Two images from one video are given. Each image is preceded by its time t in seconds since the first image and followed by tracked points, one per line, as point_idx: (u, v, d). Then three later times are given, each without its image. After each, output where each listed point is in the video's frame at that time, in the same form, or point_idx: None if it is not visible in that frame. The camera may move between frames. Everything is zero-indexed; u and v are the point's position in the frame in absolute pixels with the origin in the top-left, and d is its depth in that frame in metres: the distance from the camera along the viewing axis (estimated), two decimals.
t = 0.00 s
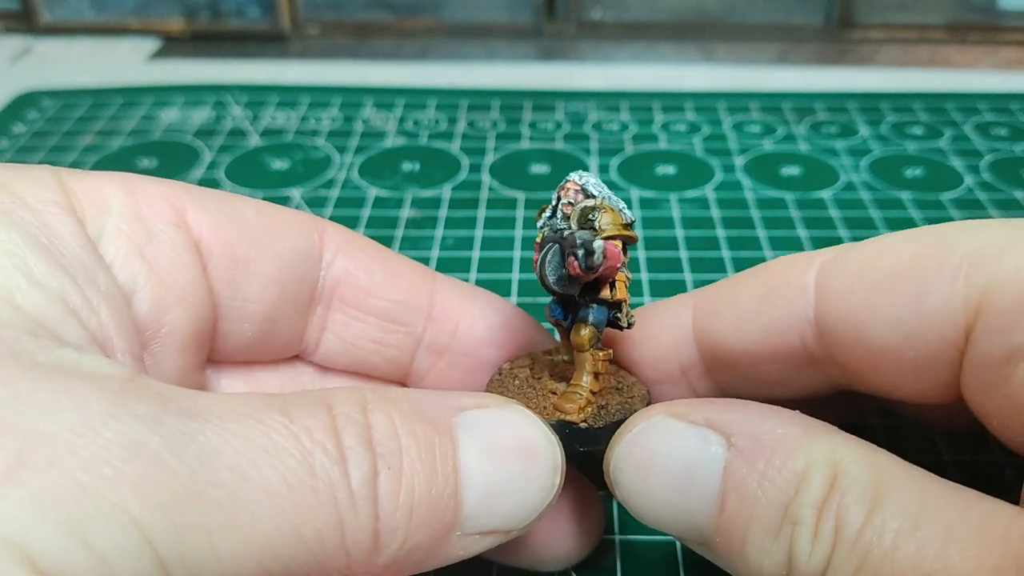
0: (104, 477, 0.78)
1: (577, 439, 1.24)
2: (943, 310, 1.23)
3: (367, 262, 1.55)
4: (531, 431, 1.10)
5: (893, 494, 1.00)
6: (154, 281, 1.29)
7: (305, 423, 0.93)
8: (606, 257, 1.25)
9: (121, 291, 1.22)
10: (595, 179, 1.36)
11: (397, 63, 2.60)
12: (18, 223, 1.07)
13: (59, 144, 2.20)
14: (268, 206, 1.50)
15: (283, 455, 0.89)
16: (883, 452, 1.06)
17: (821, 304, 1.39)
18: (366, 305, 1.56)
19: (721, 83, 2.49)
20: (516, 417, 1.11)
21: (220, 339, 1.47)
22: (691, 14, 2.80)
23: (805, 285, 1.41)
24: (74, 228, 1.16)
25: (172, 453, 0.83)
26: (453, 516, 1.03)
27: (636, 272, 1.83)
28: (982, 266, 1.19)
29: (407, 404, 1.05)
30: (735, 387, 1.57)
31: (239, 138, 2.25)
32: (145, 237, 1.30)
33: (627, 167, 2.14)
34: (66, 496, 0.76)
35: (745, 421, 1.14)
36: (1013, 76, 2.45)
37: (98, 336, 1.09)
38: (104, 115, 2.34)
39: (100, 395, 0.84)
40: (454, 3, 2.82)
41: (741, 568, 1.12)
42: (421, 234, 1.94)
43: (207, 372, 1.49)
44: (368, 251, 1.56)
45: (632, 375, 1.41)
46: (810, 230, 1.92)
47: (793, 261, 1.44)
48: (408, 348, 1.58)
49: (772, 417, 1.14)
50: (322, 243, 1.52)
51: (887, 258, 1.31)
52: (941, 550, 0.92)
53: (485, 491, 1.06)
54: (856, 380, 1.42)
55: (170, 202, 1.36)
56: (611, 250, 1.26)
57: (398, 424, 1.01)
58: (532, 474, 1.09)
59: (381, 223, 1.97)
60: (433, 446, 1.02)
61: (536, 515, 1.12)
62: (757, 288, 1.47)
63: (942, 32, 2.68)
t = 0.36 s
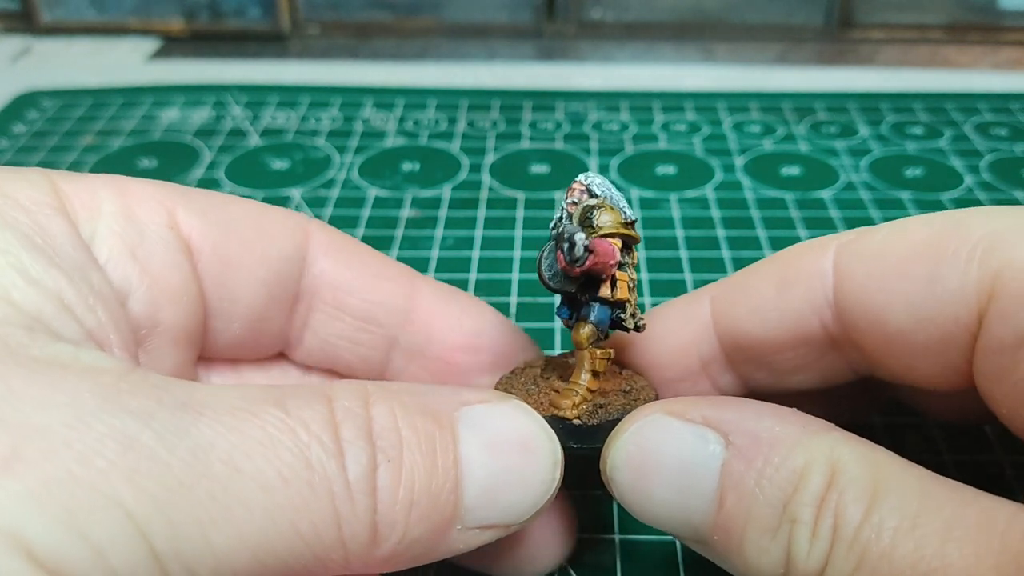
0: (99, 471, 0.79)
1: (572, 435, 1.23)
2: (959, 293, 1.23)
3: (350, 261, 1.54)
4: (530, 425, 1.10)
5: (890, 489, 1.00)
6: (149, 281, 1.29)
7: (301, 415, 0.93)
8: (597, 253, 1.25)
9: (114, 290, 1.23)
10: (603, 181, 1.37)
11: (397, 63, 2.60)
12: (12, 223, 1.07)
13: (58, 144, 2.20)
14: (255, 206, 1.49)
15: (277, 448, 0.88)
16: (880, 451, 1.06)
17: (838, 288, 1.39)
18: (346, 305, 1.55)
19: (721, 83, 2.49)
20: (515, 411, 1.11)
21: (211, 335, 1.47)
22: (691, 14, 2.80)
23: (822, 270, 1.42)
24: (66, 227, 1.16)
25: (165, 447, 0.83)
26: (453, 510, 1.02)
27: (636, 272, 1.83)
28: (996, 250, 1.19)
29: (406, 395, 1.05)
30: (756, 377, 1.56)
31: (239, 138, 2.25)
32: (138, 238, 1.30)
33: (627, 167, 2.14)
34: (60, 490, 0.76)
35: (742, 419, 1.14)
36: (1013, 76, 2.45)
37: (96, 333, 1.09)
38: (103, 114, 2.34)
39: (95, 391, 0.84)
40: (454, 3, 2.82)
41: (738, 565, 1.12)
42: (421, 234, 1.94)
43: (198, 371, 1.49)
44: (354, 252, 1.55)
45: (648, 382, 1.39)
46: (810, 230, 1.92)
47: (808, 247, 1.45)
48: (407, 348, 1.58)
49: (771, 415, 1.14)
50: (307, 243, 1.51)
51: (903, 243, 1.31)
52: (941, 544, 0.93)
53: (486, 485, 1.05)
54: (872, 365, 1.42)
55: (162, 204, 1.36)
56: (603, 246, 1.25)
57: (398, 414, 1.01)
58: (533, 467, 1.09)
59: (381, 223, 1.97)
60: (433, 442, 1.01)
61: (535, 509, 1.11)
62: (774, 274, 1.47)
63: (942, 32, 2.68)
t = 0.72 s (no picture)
0: (100, 473, 0.79)
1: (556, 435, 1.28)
2: (967, 274, 1.23)
3: (351, 267, 1.55)
4: (538, 429, 1.10)
5: (875, 480, 1.00)
6: (148, 283, 1.29)
7: (306, 419, 0.92)
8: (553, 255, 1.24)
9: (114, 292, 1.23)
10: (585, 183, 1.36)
11: (397, 63, 2.60)
12: (12, 224, 1.07)
13: (59, 145, 2.20)
14: (255, 211, 1.49)
15: (282, 450, 0.88)
16: (871, 443, 1.06)
17: (852, 267, 1.39)
18: (346, 311, 1.55)
19: (721, 83, 2.49)
20: (523, 415, 1.11)
21: (206, 340, 1.46)
22: (691, 14, 2.80)
23: (837, 250, 1.41)
24: (65, 228, 1.16)
25: (166, 449, 0.83)
26: (460, 514, 1.02)
27: (636, 272, 1.83)
28: (1002, 233, 1.20)
29: (414, 400, 1.05)
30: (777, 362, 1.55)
31: (239, 138, 2.25)
32: (137, 241, 1.30)
33: (627, 167, 2.14)
34: (61, 492, 0.76)
35: (723, 413, 1.14)
36: (1013, 76, 2.45)
37: (96, 332, 1.09)
38: (104, 115, 2.34)
39: (95, 392, 0.84)
40: (454, 3, 2.82)
41: (729, 560, 1.12)
42: (421, 234, 1.94)
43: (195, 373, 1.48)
44: (353, 258, 1.55)
45: (649, 379, 1.39)
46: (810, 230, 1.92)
47: (825, 228, 1.44)
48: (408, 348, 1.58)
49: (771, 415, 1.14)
50: (307, 249, 1.52)
51: (916, 224, 1.31)
52: (927, 534, 0.93)
53: (493, 490, 1.05)
54: (885, 345, 1.42)
55: (159, 206, 1.37)
56: (561, 249, 1.25)
57: (404, 419, 1.00)
58: (539, 472, 1.09)
59: (381, 223, 1.97)
60: (439, 449, 1.01)
61: (545, 514, 1.11)
62: (790, 256, 1.47)
63: (942, 32, 2.68)
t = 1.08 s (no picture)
0: (104, 475, 0.79)
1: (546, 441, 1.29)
2: (971, 272, 1.23)
3: (353, 267, 1.55)
4: (544, 421, 1.09)
5: (871, 488, 0.99)
6: (154, 284, 1.29)
7: (309, 417, 0.92)
8: (541, 260, 1.24)
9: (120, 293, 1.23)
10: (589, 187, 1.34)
11: (397, 63, 2.60)
12: (17, 225, 1.07)
13: (60, 145, 2.20)
14: (257, 210, 1.49)
15: (286, 451, 0.88)
16: (864, 449, 1.05)
17: (854, 266, 1.39)
18: (349, 311, 1.55)
19: (721, 83, 2.49)
20: (529, 407, 1.10)
21: (212, 342, 1.46)
22: (691, 14, 2.80)
23: (838, 249, 1.41)
24: (72, 229, 1.16)
25: (171, 451, 0.82)
26: (466, 509, 1.02)
27: (636, 272, 1.83)
28: (1005, 233, 1.19)
29: (418, 394, 1.04)
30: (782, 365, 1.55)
31: (239, 138, 2.25)
32: (144, 242, 1.30)
33: (627, 167, 2.14)
34: (66, 496, 0.76)
35: (708, 422, 1.14)
36: (1013, 76, 2.45)
37: (101, 335, 1.08)
38: (105, 115, 2.34)
39: (98, 393, 0.84)
40: (454, 3, 2.82)
41: (721, 570, 1.12)
42: (421, 235, 1.94)
43: (199, 374, 1.48)
44: (358, 258, 1.55)
45: (647, 391, 1.38)
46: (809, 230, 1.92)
47: (824, 227, 1.44)
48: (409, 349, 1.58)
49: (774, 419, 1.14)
50: (312, 247, 1.52)
51: (919, 222, 1.31)
52: (927, 542, 0.92)
53: (501, 483, 1.04)
54: (887, 346, 1.42)
55: (165, 207, 1.36)
56: (550, 254, 1.25)
57: (409, 415, 1.00)
58: (546, 464, 1.09)
59: (381, 224, 1.97)
60: (443, 448, 1.00)
61: (551, 507, 1.11)
62: (789, 257, 1.47)
63: (942, 32, 2.68)
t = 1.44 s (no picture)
0: (93, 468, 0.78)
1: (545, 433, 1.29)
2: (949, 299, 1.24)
3: (353, 266, 1.55)
4: (529, 412, 1.10)
5: (884, 502, 0.99)
6: (154, 279, 1.29)
7: (300, 410, 0.93)
8: (538, 259, 1.24)
9: (119, 292, 1.22)
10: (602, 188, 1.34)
11: (397, 63, 2.60)
12: (14, 223, 1.07)
13: (59, 144, 2.20)
14: (257, 210, 1.49)
15: (275, 440, 0.89)
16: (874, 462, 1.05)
17: (829, 288, 1.39)
18: (351, 309, 1.56)
19: (721, 83, 2.49)
20: (514, 399, 1.11)
21: (214, 342, 1.45)
22: (691, 14, 2.80)
23: (813, 271, 1.42)
24: (71, 227, 1.16)
25: (160, 443, 0.82)
26: (454, 499, 1.02)
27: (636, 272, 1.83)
28: (987, 256, 1.20)
29: (403, 386, 1.05)
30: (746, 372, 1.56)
31: (239, 138, 2.25)
32: (143, 237, 1.30)
33: (627, 167, 2.14)
34: (54, 489, 0.76)
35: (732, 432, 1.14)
36: (1013, 76, 2.45)
37: (93, 335, 1.09)
38: (104, 115, 2.34)
39: (91, 390, 0.84)
40: (454, 3, 2.81)
41: None
42: (421, 234, 1.94)
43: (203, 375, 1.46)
44: (359, 257, 1.56)
45: (642, 398, 1.33)
46: (810, 230, 1.92)
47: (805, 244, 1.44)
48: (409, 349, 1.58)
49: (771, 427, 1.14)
50: (312, 247, 1.52)
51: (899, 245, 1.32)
52: (941, 550, 0.92)
53: (488, 472, 1.05)
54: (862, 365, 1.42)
55: (168, 204, 1.37)
56: (548, 253, 1.25)
57: (396, 408, 1.00)
58: (535, 454, 1.09)
59: (381, 224, 1.97)
60: (431, 433, 1.01)
61: (536, 497, 1.11)
62: (761, 271, 1.47)
63: (942, 32, 2.68)
